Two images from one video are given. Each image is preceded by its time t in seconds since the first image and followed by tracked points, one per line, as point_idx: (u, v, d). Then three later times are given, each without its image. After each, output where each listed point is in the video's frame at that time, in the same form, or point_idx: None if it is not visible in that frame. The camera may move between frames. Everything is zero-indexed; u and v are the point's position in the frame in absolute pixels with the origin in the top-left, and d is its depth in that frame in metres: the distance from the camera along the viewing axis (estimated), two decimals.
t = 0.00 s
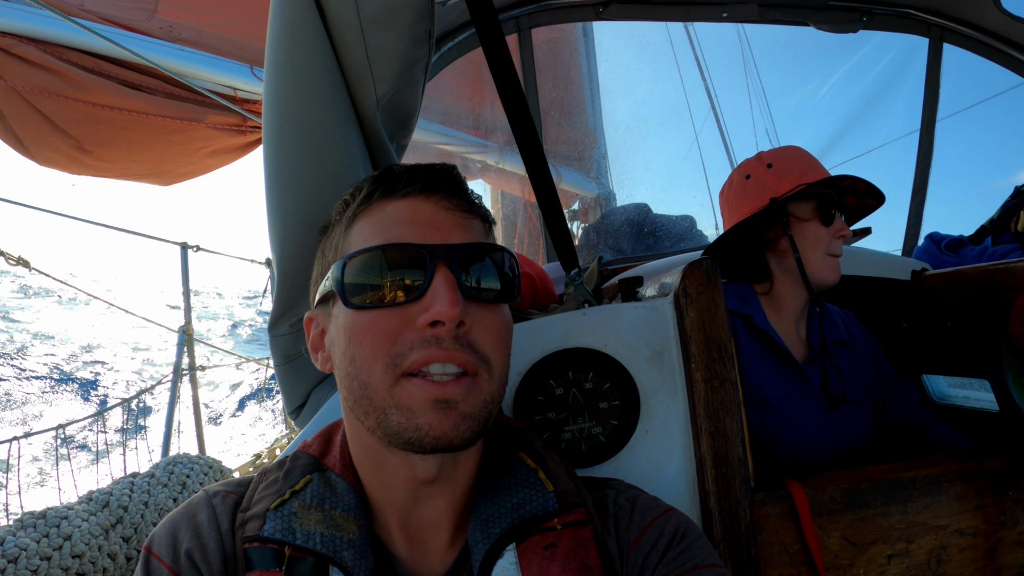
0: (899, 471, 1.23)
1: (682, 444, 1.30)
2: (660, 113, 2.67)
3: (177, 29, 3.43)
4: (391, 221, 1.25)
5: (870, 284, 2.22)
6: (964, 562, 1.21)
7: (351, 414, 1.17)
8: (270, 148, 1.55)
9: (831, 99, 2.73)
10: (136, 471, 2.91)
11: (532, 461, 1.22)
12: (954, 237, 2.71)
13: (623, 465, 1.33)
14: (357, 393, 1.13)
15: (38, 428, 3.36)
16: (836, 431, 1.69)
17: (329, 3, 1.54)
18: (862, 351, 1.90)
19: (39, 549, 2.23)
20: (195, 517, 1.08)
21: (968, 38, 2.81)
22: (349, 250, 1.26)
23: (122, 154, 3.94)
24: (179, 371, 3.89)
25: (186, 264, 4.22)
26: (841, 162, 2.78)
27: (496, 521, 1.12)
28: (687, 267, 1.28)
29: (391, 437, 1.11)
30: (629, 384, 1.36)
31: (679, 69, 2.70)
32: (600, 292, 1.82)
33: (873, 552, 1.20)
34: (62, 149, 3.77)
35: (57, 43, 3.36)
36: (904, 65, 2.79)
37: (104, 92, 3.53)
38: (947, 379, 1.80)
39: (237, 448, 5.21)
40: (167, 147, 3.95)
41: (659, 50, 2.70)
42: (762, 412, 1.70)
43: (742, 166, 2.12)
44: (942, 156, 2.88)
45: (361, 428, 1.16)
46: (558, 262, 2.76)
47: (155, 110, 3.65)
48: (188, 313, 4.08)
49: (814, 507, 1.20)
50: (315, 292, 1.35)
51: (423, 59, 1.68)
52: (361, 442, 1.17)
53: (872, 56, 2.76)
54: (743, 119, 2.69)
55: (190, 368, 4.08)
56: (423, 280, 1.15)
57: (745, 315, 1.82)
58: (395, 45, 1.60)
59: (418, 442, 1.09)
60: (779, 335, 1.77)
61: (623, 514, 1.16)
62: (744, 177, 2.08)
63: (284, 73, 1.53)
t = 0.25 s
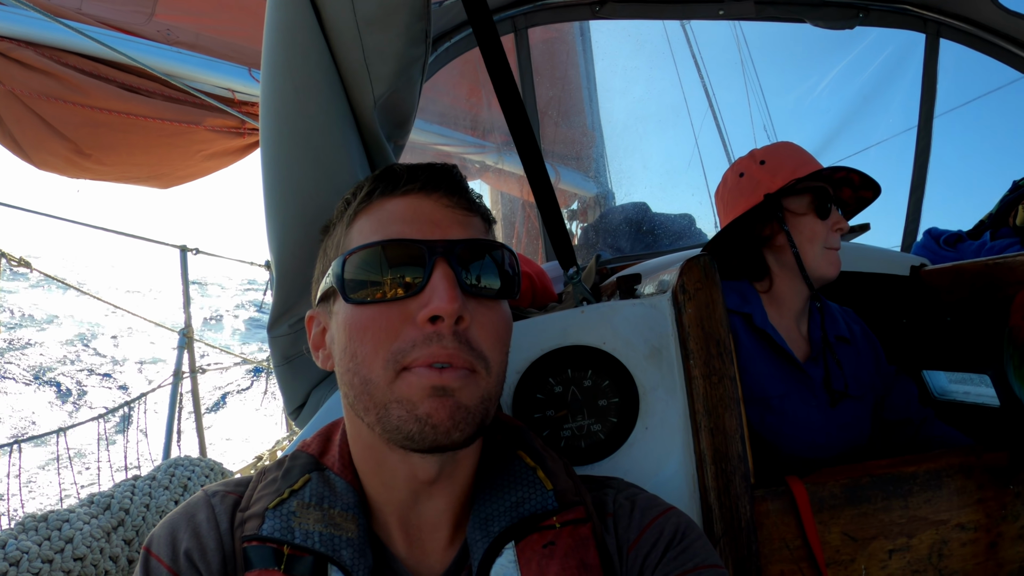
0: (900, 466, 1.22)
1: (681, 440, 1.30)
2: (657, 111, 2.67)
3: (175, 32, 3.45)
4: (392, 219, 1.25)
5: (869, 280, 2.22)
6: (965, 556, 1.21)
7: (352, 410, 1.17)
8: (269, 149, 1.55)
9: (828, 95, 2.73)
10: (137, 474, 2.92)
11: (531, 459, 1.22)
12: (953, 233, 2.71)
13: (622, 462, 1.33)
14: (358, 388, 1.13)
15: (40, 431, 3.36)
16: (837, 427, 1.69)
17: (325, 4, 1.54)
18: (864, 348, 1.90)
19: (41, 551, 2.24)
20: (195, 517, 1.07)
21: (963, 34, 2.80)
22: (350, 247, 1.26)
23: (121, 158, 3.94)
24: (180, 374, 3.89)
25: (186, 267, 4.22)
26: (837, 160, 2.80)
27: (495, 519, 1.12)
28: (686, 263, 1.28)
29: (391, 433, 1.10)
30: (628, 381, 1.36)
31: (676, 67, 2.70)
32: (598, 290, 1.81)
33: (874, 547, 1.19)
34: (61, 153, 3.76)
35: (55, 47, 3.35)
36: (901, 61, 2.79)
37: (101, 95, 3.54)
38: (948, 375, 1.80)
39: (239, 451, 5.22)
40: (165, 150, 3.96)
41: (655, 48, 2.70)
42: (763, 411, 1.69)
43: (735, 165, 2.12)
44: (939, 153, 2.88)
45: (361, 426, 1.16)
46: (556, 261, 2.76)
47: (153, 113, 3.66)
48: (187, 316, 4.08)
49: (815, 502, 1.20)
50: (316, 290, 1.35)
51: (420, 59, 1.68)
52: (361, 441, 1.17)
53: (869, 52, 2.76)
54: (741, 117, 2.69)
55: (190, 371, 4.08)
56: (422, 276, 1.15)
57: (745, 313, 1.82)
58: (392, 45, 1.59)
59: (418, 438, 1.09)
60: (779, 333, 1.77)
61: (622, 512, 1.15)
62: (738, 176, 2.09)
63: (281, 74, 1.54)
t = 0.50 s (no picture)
0: (898, 461, 1.23)
1: (679, 438, 1.30)
2: (654, 109, 2.68)
3: (171, 32, 3.43)
4: (391, 218, 1.24)
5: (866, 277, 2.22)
6: (963, 551, 1.22)
7: (351, 412, 1.16)
8: (267, 149, 1.55)
9: (825, 92, 2.74)
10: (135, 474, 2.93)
11: (530, 457, 1.22)
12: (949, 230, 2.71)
13: (621, 459, 1.33)
14: (359, 393, 1.12)
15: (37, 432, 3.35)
16: (837, 423, 1.70)
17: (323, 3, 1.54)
18: (862, 344, 1.91)
19: (39, 551, 2.26)
20: (194, 516, 1.07)
21: (960, 32, 2.80)
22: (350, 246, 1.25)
23: (116, 161, 3.93)
24: (177, 373, 3.88)
25: (182, 267, 4.21)
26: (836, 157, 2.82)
27: (494, 517, 1.12)
28: (683, 260, 1.28)
29: (391, 438, 1.10)
30: (627, 379, 1.36)
31: (673, 65, 2.70)
32: (597, 287, 1.81)
33: (873, 543, 1.20)
34: (58, 155, 3.75)
35: (51, 49, 3.33)
36: (897, 59, 2.79)
37: (98, 98, 3.53)
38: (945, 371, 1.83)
39: (237, 450, 5.21)
40: (162, 152, 3.94)
41: (651, 46, 2.70)
42: (761, 408, 1.69)
43: (735, 159, 2.13)
44: (936, 150, 2.89)
45: (360, 427, 1.16)
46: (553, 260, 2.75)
47: (150, 116, 3.65)
48: (184, 316, 4.06)
49: (813, 499, 1.20)
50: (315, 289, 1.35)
51: (418, 58, 1.67)
52: (360, 439, 1.17)
53: (865, 50, 2.76)
54: (738, 115, 2.69)
55: (188, 371, 4.07)
56: (421, 279, 1.15)
57: (742, 312, 1.81)
58: (389, 44, 1.59)
59: (418, 445, 1.09)
60: (778, 331, 1.77)
61: (621, 511, 1.15)
62: (737, 170, 2.09)
63: (279, 73, 1.53)
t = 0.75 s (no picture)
0: (896, 454, 1.22)
1: (675, 434, 1.30)
2: (648, 107, 2.68)
3: (166, 40, 3.44)
4: (389, 220, 1.23)
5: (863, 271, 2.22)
6: (963, 544, 1.21)
7: (348, 415, 1.16)
8: (258, 151, 1.54)
9: (819, 87, 2.74)
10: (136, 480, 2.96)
11: (525, 454, 1.21)
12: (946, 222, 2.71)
13: (618, 456, 1.33)
14: (354, 398, 1.12)
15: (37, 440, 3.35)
16: (833, 419, 1.69)
17: (312, 5, 1.54)
18: (859, 339, 1.91)
19: (40, 557, 2.29)
20: (189, 517, 1.07)
21: (955, 24, 2.75)
22: (346, 247, 1.25)
23: (112, 169, 3.90)
24: (176, 379, 3.88)
25: (181, 273, 4.21)
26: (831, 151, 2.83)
27: (489, 515, 1.11)
28: (676, 256, 1.27)
29: (388, 444, 1.10)
30: (622, 375, 1.36)
31: (667, 63, 2.70)
32: (592, 287, 1.81)
33: (872, 536, 1.19)
34: (55, 165, 3.75)
35: (46, 59, 3.41)
36: (891, 53, 2.78)
37: (94, 107, 3.52)
38: (943, 365, 1.77)
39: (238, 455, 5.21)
40: (159, 159, 3.91)
41: (644, 44, 2.70)
42: (758, 404, 1.69)
43: (724, 154, 2.12)
44: (931, 141, 2.90)
45: (355, 430, 1.16)
46: (549, 260, 2.74)
47: (145, 124, 3.63)
48: (183, 321, 4.05)
49: (811, 493, 1.19)
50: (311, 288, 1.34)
51: (407, 58, 1.68)
52: (356, 440, 1.17)
53: (859, 45, 2.75)
54: (733, 112, 2.69)
55: (188, 376, 4.06)
56: (419, 285, 1.14)
57: (736, 308, 1.81)
58: (378, 46, 1.59)
59: (413, 452, 1.09)
60: (774, 326, 1.76)
61: (617, 507, 1.15)
62: (727, 166, 2.09)
63: (269, 76, 1.52)
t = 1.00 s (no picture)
0: (897, 455, 1.22)
1: (677, 434, 1.30)
2: (649, 107, 2.68)
3: (166, 40, 3.44)
4: (396, 218, 1.24)
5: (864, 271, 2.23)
6: (964, 545, 1.21)
7: (354, 412, 1.16)
8: (262, 150, 1.54)
9: (819, 88, 2.75)
10: (137, 479, 2.97)
11: (527, 455, 1.22)
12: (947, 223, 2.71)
13: (620, 456, 1.33)
14: (361, 392, 1.12)
15: (37, 438, 3.36)
16: (835, 419, 1.69)
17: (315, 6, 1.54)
18: (859, 339, 1.90)
19: (41, 556, 2.28)
20: (192, 517, 1.07)
21: (955, 25, 2.75)
22: (353, 245, 1.25)
23: (112, 169, 3.90)
24: (177, 378, 3.88)
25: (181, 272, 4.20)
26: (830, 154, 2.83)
27: (492, 516, 1.12)
28: (678, 257, 1.28)
29: (396, 435, 1.10)
30: (624, 375, 1.36)
31: (668, 64, 2.70)
32: (593, 287, 1.81)
33: (872, 537, 1.19)
34: (56, 165, 3.74)
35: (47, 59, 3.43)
36: (891, 54, 2.78)
37: (93, 107, 3.51)
38: (943, 365, 1.93)
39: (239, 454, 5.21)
40: (160, 159, 3.91)
41: (645, 45, 2.70)
42: (758, 404, 1.69)
43: (724, 155, 2.12)
44: (931, 142, 2.91)
45: (360, 424, 1.16)
46: (550, 260, 2.73)
47: (145, 123, 3.61)
48: (184, 320, 4.05)
49: (812, 493, 1.19)
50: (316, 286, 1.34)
51: (411, 59, 1.68)
52: (359, 438, 1.17)
53: (860, 46, 2.75)
54: (733, 113, 2.70)
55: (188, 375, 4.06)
56: (427, 281, 1.15)
57: (736, 308, 1.81)
58: (382, 46, 1.60)
59: (423, 443, 1.09)
60: (775, 327, 1.77)
61: (620, 508, 1.15)
62: (727, 167, 2.09)
63: (272, 76, 1.53)
